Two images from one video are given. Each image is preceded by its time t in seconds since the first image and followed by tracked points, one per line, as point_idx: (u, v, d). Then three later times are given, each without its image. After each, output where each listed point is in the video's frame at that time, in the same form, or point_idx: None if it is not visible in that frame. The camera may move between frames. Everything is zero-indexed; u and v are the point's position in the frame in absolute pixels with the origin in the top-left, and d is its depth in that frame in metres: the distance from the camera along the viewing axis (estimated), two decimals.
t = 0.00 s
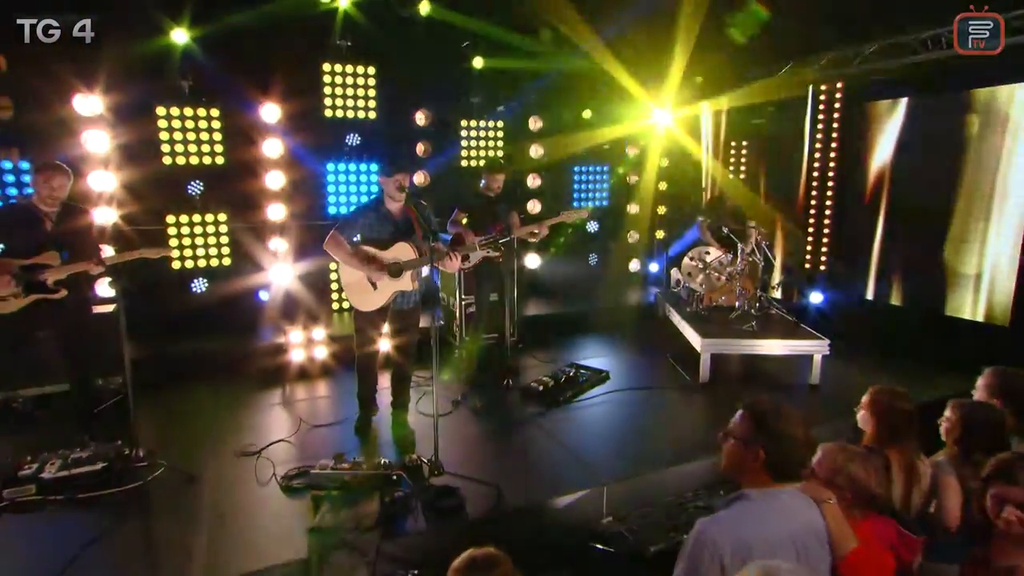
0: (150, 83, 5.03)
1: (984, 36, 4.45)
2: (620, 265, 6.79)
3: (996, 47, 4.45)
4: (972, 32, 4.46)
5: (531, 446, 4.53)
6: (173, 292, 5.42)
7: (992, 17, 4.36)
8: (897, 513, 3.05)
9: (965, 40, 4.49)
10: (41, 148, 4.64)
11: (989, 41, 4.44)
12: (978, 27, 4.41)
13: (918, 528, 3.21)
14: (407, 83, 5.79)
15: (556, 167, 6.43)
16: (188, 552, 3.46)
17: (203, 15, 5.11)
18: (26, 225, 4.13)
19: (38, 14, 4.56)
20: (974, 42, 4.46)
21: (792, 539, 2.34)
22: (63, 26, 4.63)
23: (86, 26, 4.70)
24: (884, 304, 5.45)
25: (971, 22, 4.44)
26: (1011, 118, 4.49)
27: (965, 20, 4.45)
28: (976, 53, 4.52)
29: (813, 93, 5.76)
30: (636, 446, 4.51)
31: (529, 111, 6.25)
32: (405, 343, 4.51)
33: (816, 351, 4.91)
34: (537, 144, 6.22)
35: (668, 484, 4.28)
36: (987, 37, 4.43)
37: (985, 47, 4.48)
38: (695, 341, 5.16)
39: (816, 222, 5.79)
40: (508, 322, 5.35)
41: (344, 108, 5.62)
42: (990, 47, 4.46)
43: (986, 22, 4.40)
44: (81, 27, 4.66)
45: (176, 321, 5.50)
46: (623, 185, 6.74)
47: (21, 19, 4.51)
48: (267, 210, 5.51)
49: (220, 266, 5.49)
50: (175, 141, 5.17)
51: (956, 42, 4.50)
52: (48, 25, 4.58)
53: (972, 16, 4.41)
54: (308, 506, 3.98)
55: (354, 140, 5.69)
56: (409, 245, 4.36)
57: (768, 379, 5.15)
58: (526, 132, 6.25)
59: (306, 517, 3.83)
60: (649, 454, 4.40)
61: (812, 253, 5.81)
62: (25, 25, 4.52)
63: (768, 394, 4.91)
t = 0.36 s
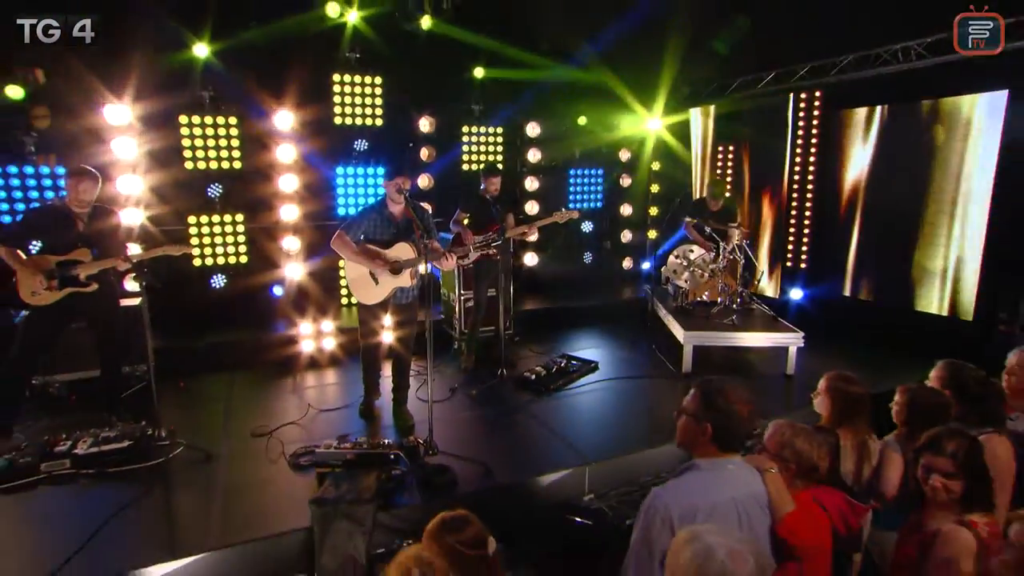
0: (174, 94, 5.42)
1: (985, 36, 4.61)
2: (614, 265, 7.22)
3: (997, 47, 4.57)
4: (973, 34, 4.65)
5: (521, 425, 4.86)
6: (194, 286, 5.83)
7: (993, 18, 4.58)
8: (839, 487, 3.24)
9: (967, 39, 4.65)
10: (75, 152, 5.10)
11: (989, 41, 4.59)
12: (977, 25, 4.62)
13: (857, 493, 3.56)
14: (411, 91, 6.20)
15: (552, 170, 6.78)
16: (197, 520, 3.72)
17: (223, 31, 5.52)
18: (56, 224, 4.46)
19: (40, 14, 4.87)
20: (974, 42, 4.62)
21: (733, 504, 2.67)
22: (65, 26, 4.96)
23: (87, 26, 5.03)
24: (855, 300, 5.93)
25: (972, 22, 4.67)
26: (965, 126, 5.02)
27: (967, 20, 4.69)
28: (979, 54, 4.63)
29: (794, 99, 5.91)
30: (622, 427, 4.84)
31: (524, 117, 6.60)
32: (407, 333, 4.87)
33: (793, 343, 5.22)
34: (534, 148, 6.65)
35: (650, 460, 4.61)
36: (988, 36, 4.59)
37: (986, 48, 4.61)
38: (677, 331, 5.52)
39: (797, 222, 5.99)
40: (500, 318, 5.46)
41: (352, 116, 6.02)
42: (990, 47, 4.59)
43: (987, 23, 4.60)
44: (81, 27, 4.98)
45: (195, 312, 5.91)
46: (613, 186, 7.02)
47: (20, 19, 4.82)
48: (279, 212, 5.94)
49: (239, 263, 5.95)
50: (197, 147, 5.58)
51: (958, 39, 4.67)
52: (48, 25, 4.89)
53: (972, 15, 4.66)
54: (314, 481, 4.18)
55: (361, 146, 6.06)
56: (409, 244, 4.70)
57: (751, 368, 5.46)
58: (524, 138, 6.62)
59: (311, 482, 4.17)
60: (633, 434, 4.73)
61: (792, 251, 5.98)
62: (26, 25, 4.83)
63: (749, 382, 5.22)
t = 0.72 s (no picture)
0: (195, 101, 5.82)
1: (984, 36, 4.71)
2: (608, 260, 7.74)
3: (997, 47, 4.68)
4: (972, 33, 4.76)
5: (514, 405, 5.16)
6: (212, 279, 6.27)
7: (992, 18, 4.68)
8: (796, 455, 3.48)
9: (966, 39, 4.78)
10: (106, 156, 5.55)
11: (989, 41, 4.70)
12: (977, 26, 4.72)
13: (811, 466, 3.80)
14: (415, 96, 6.57)
15: (550, 171, 7.34)
16: (218, 488, 4.07)
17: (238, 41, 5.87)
18: (87, 222, 4.85)
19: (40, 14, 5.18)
20: (974, 41, 4.73)
21: (684, 468, 2.89)
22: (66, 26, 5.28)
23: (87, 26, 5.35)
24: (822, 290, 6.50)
25: (973, 23, 4.76)
26: (930, 132, 5.48)
27: (967, 20, 4.80)
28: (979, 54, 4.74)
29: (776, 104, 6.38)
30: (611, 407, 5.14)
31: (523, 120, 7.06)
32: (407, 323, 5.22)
33: (767, 333, 5.63)
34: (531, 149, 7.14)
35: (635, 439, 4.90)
36: (988, 37, 4.70)
37: (986, 47, 4.71)
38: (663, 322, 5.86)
39: (780, 218, 6.55)
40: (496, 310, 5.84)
41: (359, 120, 6.41)
42: (991, 47, 4.69)
43: (987, 23, 4.70)
44: (81, 27, 5.30)
45: (212, 303, 6.34)
46: (608, 185, 7.62)
47: (22, 20, 5.12)
48: (291, 211, 6.34)
49: (254, 258, 6.39)
50: (214, 149, 6.01)
51: (958, 40, 4.79)
52: (48, 26, 5.19)
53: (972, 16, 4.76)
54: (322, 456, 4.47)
55: (369, 148, 6.34)
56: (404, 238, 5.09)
57: (732, 357, 5.81)
58: (520, 141, 7.09)
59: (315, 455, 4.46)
60: (619, 414, 5.03)
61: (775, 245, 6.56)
62: (27, 25, 5.13)
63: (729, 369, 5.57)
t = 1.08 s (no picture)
0: (212, 102, 6.24)
1: (984, 36, 4.89)
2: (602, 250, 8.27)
3: (997, 46, 4.86)
4: (972, 33, 4.93)
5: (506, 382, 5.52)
6: (228, 268, 6.71)
7: (992, 17, 4.83)
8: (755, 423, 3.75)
9: (966, 39, 4.96)
10: (131, 154, 5.99)
11: (989, 41, 4.88)
12: (977, 27, 4.89)
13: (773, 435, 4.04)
14: (418, 96, 6.97)
15: (545, 166, 7.77)
16: (235, 450, 4.45)
17: (252, 44, 6.26)
18: (115, 213, 5.29)
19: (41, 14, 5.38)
20: (974, 42, 4.91)
21: (640, 435, 3.03)
22: (66, 25, 5.48)
23: (87, 25, 5.56)
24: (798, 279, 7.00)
25: (972, 22, 4.92)
26: (899, 130, 5.88)
27: (967, 19, 4.94)
28: (979, 53, 4.94)
29: (758, 105, 7.10)
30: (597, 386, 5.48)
31: (520, 117, 7.47)
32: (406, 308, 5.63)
33: (745, 319, 5.99)
34: (529, 144, 7.57)
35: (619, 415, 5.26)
36: (988, 36, 4.87)
37: (987, 47, 4.90)
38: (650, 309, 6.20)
39: (762, 209, 7.22)
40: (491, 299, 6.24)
41: (365, 117, 6.83)
42: (991, 47, 4.88)
43: (987, 23, 4.86)
44: (81, 27, 5.51)
45: (228, 291, 6.78)
46: (601, 179, 8.06)
47: (22, 20, 5.31)
48: (302, 204, 6.78)
49: (266, 248, 6.83)
50: (230, 147, 6.43)
51: (958, 40, 4.98)
52: (48, 26, 5.39)
53: (971, 16, 4.91)
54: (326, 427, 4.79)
55: (373, 146, 6.88)
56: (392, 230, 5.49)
57: (714, 342, 6.17)
58: (517, 138, 7.53)
59: (321, 426, 4.80)
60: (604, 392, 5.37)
61: (758, 235, 7.25)
62: (27, 25, 5.33)
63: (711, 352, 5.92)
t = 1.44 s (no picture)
0: (226, 102, 6.66)
1: (983, 35, 4.91)
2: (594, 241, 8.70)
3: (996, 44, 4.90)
4: (972, 34, 4.94)
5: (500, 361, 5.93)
6: (242, 257, 7.17)
7: (992, 17, 4.81)
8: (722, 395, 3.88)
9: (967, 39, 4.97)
10: (152, 151, 6.44)
11: (988, 40, 4.91)
12: (977, 28, 4.89)
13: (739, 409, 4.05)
14: (420, 95, 7.40)
15: (540, 161, 8.19)
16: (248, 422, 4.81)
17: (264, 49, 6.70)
18: (138, 206, 5.73)
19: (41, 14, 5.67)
20: (975, 43, 4.94)
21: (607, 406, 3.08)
22: (67, 26, 5.79)
23: (87, 25, 5.88)
24: (780, 269, 7.51)
25: (973, 22, 4.90)
26: (871, 128, 6.33)
27: (966, 19, 4.91)
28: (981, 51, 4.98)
29: (740, 105, 7.66)
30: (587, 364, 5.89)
31: (517, 114, 7.93)
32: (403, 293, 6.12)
33: (727, 305, 6.36)
34: (526, 140, 8.03)
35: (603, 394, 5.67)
36: (988, 36, 4.90)
37: (987, 45, 4.93)
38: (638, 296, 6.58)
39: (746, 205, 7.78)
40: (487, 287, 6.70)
41: (369, 115, 7.23)
42: (990, 45, 4.92)
43: (987, 21, 4.84)
44: (81, 28, 5.83)
45: (242, 279, 7.23)
46: (595, 174, 8.49)
47: (21, 20, 5.62)
48: (311, 197, 7.24)
49: (278, 239, 7.28)
50: (244, 146, 6.87)
51: (959, 41, 4.99)
52: (48, 26, 5.71)
53: (972, 16, 4.89)
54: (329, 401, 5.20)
55: (377, 142, 7.32)
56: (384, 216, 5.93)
57: (699, 327, 6.55)
58: (514, 135, 7.99)
59: (328, 402, 5.18)
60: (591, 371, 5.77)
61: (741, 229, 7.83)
62: (27, 25, 5.65)
63: (695, 336, 6.30)
